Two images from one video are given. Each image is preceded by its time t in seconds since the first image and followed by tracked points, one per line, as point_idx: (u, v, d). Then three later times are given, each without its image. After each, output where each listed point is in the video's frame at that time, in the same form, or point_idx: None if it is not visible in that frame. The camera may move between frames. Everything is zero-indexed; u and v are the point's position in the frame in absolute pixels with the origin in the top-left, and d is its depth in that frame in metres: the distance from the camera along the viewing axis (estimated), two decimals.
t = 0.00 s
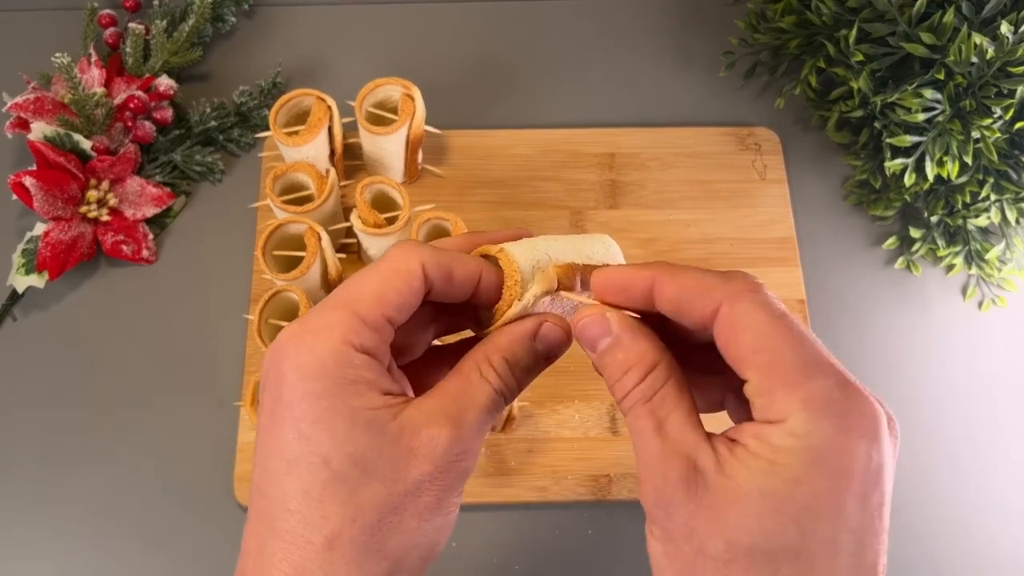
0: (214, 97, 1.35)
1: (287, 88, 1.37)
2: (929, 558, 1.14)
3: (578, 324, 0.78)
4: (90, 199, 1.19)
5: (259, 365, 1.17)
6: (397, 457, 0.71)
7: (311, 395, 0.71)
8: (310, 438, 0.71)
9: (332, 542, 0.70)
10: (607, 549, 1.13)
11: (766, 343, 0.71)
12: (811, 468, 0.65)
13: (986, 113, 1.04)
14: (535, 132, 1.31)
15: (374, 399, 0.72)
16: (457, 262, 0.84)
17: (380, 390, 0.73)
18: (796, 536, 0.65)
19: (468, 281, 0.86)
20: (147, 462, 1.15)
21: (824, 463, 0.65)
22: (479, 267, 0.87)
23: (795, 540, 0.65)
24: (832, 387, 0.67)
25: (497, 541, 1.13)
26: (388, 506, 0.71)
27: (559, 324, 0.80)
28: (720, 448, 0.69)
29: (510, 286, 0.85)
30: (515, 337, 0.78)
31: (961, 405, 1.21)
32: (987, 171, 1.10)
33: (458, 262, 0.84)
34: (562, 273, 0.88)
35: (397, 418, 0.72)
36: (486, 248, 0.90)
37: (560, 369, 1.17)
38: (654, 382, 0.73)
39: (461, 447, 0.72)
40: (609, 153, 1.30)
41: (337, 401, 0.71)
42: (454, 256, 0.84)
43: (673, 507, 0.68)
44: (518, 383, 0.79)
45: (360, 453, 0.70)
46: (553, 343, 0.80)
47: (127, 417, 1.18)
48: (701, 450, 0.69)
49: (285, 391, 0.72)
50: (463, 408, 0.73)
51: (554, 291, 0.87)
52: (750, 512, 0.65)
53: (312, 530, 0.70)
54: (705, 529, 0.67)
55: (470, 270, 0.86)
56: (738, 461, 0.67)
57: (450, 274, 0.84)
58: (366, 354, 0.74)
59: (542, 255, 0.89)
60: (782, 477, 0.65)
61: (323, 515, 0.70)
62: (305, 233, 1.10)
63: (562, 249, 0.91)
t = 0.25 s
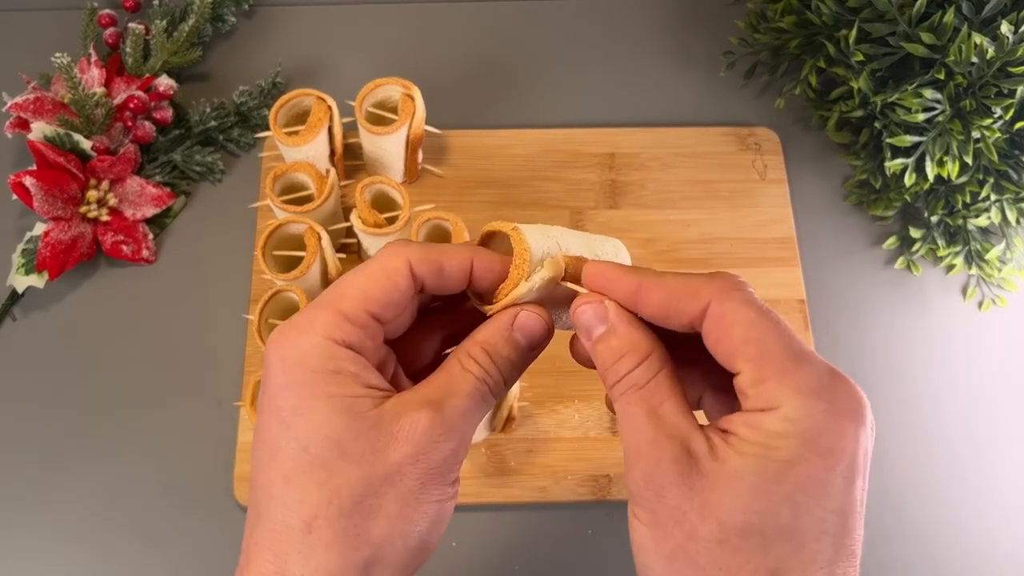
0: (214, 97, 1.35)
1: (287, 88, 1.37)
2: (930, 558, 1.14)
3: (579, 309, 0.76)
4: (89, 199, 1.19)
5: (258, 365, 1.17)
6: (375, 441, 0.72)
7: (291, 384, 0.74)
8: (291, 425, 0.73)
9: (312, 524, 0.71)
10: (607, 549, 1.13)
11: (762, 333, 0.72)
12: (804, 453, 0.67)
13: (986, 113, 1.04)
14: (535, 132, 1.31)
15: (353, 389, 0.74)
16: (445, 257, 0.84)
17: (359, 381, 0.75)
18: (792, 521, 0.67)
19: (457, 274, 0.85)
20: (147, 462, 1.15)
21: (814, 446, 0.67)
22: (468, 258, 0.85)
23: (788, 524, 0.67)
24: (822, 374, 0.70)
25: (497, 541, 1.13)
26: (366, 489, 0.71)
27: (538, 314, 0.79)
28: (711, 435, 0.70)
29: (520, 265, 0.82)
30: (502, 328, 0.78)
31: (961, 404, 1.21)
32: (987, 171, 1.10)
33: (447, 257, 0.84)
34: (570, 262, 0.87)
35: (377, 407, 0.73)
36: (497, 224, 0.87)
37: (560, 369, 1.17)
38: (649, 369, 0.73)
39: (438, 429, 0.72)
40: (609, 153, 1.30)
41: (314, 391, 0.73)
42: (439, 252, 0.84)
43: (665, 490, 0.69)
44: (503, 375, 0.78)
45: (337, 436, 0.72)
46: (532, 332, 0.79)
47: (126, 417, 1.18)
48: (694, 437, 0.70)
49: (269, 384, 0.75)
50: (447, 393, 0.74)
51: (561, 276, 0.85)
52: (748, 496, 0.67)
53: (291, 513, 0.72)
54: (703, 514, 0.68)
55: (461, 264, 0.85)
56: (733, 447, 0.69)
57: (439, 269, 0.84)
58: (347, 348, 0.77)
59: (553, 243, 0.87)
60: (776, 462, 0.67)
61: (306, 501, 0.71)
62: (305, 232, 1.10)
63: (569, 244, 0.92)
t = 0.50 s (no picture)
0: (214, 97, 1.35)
1: (287, 88, 1.37)
2: (930, 558, 1.14)
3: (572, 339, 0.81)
4: (89, 199, 1.19)
5: (259, 365, 1.17)
6: (357, 411, 0.73)
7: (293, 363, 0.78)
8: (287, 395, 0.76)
9: (289, 481, 0.72)
10: (607, 549, 1.13)
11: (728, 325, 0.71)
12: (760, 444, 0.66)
13: (986, 113, 1.04)
14: (535, 132, 1.31)
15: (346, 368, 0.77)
16: (450, 262, 0.86)
17: (357, 366, 0.77)
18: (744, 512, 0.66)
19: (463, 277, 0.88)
20: (147, 462, 1.15)
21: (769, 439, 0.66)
22: (475, 261, 0.88)
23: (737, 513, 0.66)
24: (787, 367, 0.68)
25: (497, 541, 1.13)
26: (341, 454, 0.72)
27: (534, 310, 0.81)
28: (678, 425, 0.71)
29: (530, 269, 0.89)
30: (498, 323, 0.80)
31: (961, 404, 1.21)
32: (987, 171, 1.10)
33: (452, 261, 0.86)
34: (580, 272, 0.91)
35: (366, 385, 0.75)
36: (511, 231, 0.94)
37: (560, 369, 1.17)
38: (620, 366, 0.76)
39: (416, 401, 0.73)
40: (609, 153, 1.30)
41: (311, 368, 0.77)
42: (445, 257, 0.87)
43: (635, 482, 0.72)
44: (500, 367, 0.79)
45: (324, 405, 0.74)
46: (528, 328, 0.80)
47: (126, 417, 1.18)
48: (659, 429, 0.71)
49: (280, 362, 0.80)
50: (439, 373, 0.76)
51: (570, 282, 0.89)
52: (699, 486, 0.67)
53: (273, 472, 0.73)
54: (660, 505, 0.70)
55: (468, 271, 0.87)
56: (693, 439, 0.69)
57: (446, 273, 0.87)
58: (351, 341, 0.79)
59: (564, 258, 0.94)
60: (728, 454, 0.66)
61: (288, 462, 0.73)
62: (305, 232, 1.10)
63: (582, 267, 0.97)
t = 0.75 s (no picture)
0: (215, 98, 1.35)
1: (287, 87, 1.37)
2: (930, 558, 1.14)
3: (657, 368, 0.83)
4: (90, 199, 1.20)
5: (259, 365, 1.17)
6: (312, 407, 0.73)
7: (262, 361, 0.79)
8: (255, 392, 0.78)
9: (245, 483, 0.74)
10: (607, 548, 1.14)
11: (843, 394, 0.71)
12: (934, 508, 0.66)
13: (986, 113, 1.04)
14: (534, 132, 1.31)
15: (305, 362, 0.77)
16: (406, 244, 0.86)
17: (321, 357, 0.78)
18: None
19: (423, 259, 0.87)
20: (148, 461, 1.16)
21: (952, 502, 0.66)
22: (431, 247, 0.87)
23: None
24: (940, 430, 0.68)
25: (497, 541, 1.13)
26: (296, 453, 0.72)
27: (524, 305, 0.68)
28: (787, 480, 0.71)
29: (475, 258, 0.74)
30: (488, 314, 0.69)
31: (961, 404, 1.21)
32: (987, 171, 1.11)
33: (407, 244, 0.86)
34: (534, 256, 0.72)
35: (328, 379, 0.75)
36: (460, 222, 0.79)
37: (560, 368, 1.18)
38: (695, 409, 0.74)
39: (372, 400, 0.70)
40: (609, 153, 1.30)
41: (278, 364, 0.78)
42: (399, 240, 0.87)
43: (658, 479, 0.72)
44: (480, 359, 0.68)
45: (282, 404, 0.74)
46: (520, 326, 0.68)
47: (126, 416, 1.18)
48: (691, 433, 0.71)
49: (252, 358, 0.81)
50: (402, 366, 0.71)
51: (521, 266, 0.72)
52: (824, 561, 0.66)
53: (234, 472, 0.76)
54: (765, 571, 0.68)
55: (422, 253, 0.87)
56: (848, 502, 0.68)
57: (401, 254, 0.87)
58: (316, 332, 0.82)
59: (516, 235, 0.75)
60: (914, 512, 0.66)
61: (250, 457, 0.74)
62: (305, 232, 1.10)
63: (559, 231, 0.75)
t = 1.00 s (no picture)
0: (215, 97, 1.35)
1: (287, 88, 1.37)
2: (931, 558, 1.14)
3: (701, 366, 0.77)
4: (90, 200, 1.20)
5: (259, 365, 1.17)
6: (289, 408, 0.74)
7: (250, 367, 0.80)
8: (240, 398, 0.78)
9: (225, 485, 0.74)
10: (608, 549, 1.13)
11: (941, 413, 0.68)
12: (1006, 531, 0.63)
13: (986, 113, 1.04)
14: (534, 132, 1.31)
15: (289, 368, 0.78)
16: (376, 236, 0.86)
17: (303, 362, 0.78)
18: None
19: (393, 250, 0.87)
20: (148, 462, 1.16)
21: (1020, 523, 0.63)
22: (400, 237, 0.86)
23: None
24: None
25: (497, 541, 1.13)
26: (270, 454, 0.72)
27: (485, 286, 0.70)
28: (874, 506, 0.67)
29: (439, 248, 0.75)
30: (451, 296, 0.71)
31: (962, 404, 1.21)
32: (987, 171, 1.11)
33: (378, 236, 0.86)
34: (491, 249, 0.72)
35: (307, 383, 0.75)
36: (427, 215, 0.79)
37: (560, 369, 1.18)
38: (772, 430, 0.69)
39: (341, 397, 0.71)
40: (609, 153, 1.30)
41: (260, 370, 0.78)
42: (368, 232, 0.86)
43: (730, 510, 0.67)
44: (449, 344, 0.70)
45: (260, 407, 0.75)
46: (481, 303, 0.70)
47: (126, 417, 1.18)
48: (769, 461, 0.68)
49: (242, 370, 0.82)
50: (375, 362, 0.71)
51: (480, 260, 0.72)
52: None
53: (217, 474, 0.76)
54: None
55: (392, 242, 0.86)
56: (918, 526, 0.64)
57: (372, 247, 0.86)
58: (303, 335, 0.82)
59: (480, 229, 0.76)
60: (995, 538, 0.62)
61: (231, 461, 0.75)
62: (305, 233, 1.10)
63: (523, 228, 0.76)
